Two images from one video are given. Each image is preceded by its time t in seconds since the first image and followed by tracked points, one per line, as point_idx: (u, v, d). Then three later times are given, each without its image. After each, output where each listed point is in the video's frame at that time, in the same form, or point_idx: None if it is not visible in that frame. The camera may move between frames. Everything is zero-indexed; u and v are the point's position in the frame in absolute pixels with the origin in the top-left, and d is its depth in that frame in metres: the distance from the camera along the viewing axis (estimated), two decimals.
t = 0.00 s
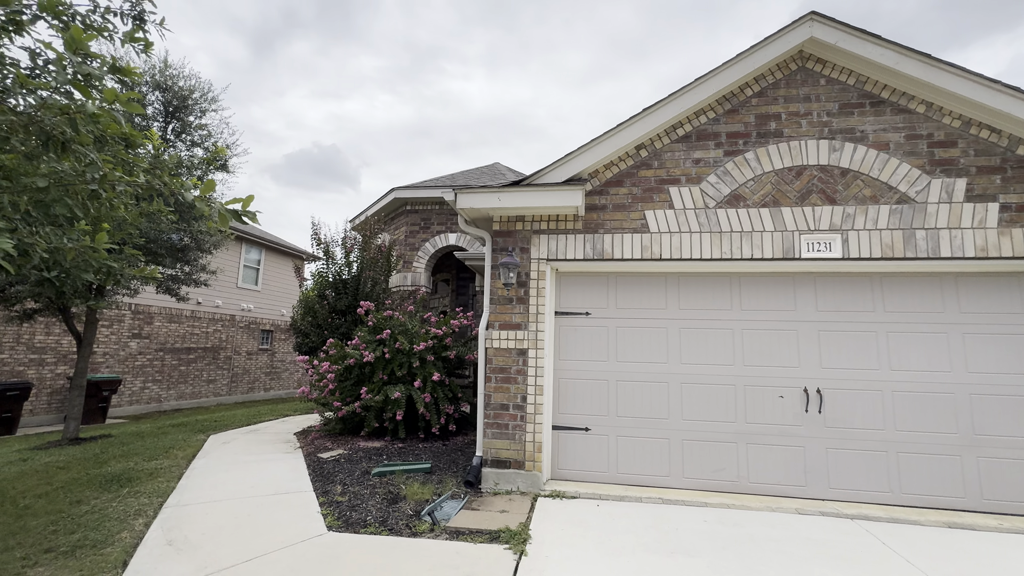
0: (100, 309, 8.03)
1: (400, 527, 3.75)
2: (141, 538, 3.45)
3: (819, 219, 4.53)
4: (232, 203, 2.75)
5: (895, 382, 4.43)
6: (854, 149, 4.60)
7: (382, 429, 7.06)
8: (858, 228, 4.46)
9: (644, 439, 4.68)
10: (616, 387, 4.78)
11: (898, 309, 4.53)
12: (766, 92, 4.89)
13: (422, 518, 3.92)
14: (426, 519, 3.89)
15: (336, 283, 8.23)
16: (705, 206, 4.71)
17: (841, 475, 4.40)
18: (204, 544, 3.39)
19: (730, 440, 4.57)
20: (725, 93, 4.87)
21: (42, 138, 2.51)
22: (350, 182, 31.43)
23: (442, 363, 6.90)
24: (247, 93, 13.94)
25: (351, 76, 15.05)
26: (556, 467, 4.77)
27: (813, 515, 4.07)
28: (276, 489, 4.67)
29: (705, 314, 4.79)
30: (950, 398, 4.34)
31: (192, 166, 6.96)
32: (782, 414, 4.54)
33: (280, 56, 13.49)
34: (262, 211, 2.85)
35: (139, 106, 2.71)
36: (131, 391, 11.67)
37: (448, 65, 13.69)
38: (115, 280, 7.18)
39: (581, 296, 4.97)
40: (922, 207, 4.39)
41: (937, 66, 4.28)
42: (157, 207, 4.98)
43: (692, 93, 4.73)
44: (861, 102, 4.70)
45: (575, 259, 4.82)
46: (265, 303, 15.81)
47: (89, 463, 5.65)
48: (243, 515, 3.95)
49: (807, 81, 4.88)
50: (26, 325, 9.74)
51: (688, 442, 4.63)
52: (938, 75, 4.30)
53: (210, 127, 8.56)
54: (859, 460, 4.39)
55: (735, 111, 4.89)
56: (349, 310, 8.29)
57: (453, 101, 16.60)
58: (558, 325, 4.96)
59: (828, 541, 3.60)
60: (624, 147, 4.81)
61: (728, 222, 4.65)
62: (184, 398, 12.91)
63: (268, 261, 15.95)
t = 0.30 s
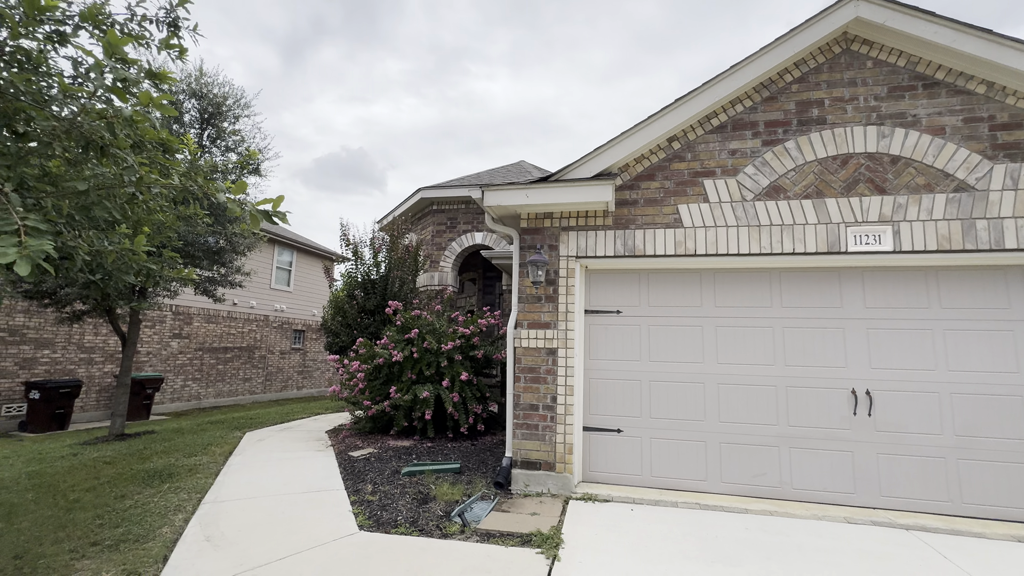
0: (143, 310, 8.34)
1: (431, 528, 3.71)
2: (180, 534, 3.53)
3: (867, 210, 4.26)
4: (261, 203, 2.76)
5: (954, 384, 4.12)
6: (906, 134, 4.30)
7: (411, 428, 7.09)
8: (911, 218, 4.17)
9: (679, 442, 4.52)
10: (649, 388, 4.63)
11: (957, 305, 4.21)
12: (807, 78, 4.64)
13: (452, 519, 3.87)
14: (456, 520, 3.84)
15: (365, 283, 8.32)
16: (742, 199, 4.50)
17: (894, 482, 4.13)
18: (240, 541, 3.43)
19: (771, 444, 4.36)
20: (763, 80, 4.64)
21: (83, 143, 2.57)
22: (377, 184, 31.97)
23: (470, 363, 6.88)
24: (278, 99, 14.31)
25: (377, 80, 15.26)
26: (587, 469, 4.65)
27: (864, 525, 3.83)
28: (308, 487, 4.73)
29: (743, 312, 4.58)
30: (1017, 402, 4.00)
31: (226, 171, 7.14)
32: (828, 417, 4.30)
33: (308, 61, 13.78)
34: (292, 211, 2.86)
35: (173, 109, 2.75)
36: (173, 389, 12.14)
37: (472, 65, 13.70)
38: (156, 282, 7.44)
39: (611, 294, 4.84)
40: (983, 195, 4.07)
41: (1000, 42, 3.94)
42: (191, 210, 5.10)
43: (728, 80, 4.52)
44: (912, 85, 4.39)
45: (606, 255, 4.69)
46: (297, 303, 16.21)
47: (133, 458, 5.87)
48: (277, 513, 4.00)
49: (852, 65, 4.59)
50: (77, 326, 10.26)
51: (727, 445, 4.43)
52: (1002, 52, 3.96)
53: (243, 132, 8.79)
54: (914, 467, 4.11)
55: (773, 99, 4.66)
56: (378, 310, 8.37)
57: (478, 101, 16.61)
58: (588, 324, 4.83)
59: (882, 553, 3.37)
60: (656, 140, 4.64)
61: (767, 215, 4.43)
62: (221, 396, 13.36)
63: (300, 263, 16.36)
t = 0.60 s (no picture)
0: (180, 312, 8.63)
1: (458, 530, 3.69)
2: (216, 531, 3.62)
3: (914, 202, 4.01)
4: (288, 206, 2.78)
5: (1012, 388, 3.85)
6: (957, 120, 4.03)
7: (437, 428, 7.12)
8: (964, 210, 3.90)
9: (712, 445, 4.37)
10: (680, 389, 4.49)
11: (1015, 302, 3.92)
12: (846, 64, 4.40)
13: (479, 521, 3.84)
14: (483, 523, 3.81)
15: (391, 284, 8.41)
16: (777, 193, 4.31)
17: (946, 491, 3.87)
18: (272, 539, 3.49)
19: (811, 449, 4.16)
20: (799, 69, 4.43)
21: (118, 149, 2.64)
22: (401, 186, 32.40)
23: (495, 363, 6.87)
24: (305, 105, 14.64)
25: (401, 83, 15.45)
26: (615, 473, 4.55)
27: (914, 536, 3.60)
28: (337, 486, 4.79)
29: (779, 311, 4.39)
30: None
31: (256, 175, 7.32)
32: (872, 421, 4.08)
33: (334, 66, 14.04)
34: (318, 213, 2.89)
35: (203, 115, 2.81)
36: (209, 387, 12.56)
37: (494, 65, 13.69)
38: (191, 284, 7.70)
39: (639, 293, 4.72)
40: None
41: None
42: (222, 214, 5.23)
43: (762, 70, 4.34)
44: (964, 68, 4.10)
45: (633, 253, 4.57)
46: (325, 304, 16.57)
47: (172, 455, 6.08)
48: (308, 512, 4.06)
49: (896, 49, 4.33)
50: (120, 327, 10.73)
51: (763, 449, 4.26)
52: None
53: (272, 138, 8.99)
54: (968, 475, 3.85)
55: (810, 87, 4.44)
56: (404, 310, 8.44)
57: (500, 101, 16.60)
58: (615, 324, 4.73)
59: (936, 567, 3.15)
60: (685, 133, 4.49)
61: (804, 209, 4.23)
62: (254, 394, 13.76)
63: (327, 264, 16.71)
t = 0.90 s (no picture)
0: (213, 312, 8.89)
1: (485, 532, 3.65)
2: (249, 527, 3.68)
3: (967, 192, 3.75)
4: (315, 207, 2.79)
5: None
6: (1014, 104, 3.75)
7: (462, 427, 7.12)
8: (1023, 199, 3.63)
9: (747, 448, 4.21)
10: (712, 390, 4.35)
11: None
12: (890, 48, 4.15)
13: (506, 522, 3.80)
14: (511, 524, 3.76)
15: (416, 283, 8.46)
16: (815, 185, 4.11)
17: (1005, 501, 3.61)
18: (302, 536, 3.53)
19: (854, 453, 3.96)
20: (838, 54, 4.22)
21: (153, 153, 2.69)
22: (424, 186, 32.72)
23: (520, 362, 6.82)
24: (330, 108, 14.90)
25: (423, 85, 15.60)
26: (645, 475, 4.44)
27: (969, 548, 3.37)
28: (365, 484, 4.82)
29: (817, 309, 4.19)
30: None
31: (283, 177, 7.45)
32: (921, 425, 3.84)
33: (358, 69, 14.24)
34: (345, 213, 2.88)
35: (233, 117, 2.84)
36: (242, 385, 12.93)
37: (514, 65, 13.62)
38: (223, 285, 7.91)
39: (668, 290, 4.59)
40: None
41: None
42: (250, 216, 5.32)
43: (798, 57, 4.14)
44: (1021, 47, 3.81)
45: (662, 250, 4.44)
46: (351, 304, 16.86)
47: (207, 451, 6.26)
48: (337, 510, 4.10)
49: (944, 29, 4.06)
50: (157, 327, 11.14)
51: (801, 453, 4.08)
52: None
53: (299, 141, 9.16)
54: None
55: (850, 74, 4.22)
56: (428, 310, 8.48)
57: (521, 100, 16.52)
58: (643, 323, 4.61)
59: None
60: (716, 126, 4.34)
61: (845, 201, 4.02)
62: (284, 392, 14.11)
63: (353, 265, 16.99)
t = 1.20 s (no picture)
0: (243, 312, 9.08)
1: (514, 533, 3.59)
2: (279, 524, 3.71)
3: None
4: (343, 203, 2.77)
5: None
6: None
7: (487, 426, 7.08)
8: None
9: (785, 450, 4.03)
10: (747, 390, 4.18)
11: None
12: (940, 27, 3.88)
13: (535, 524, 3.72)
14: (540, 525, 3.69)
15: (439, 282, 8.46)
16: (859, 174, 3.89)
17: None
18: (332, 534, 3.53)
19: (902, 457, 3.74)
20: (882, 36, 3.97)
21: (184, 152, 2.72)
22: (444, 185, 32.91)
23: (545, 361, 6.75)
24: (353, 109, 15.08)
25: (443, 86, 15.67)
26: (677, 477, 4.30)
27: None
28: (392, 482, 4.82)
29: (861, 304, 3.97)
30: None
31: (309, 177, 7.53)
32: (978, 428, 3.59)
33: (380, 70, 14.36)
34: (372, 208, 2.86)
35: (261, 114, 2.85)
36: (270, 382, 13.22)
37: (534, 63, 13.45)
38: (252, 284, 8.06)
39: (701, 286, 4.43)
40: None
41: None
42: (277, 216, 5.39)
43: (838, 40, 3.92)
44: None
45: (694, 245, 4.29)
46: (375, 303, 17.06)
47: (238, 447, 6.39)
48: (365, 508, 4.10)
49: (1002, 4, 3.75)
50: (190, 326, 11.47)
51: (845, 456, 3.87)
52: None
53: (324, 141, 9.27)
54: None
55: (897, 56, 3.96)
56: (452, 308, 8.46)
57: (541, 98, 16.34)
58: (675, 320, 4.46)
59: None
60: (750, 114, 4.16)
61: (892, 191, 3.79)
62: (311, 389, 14.37)
63: (376, 264, 17.17)
